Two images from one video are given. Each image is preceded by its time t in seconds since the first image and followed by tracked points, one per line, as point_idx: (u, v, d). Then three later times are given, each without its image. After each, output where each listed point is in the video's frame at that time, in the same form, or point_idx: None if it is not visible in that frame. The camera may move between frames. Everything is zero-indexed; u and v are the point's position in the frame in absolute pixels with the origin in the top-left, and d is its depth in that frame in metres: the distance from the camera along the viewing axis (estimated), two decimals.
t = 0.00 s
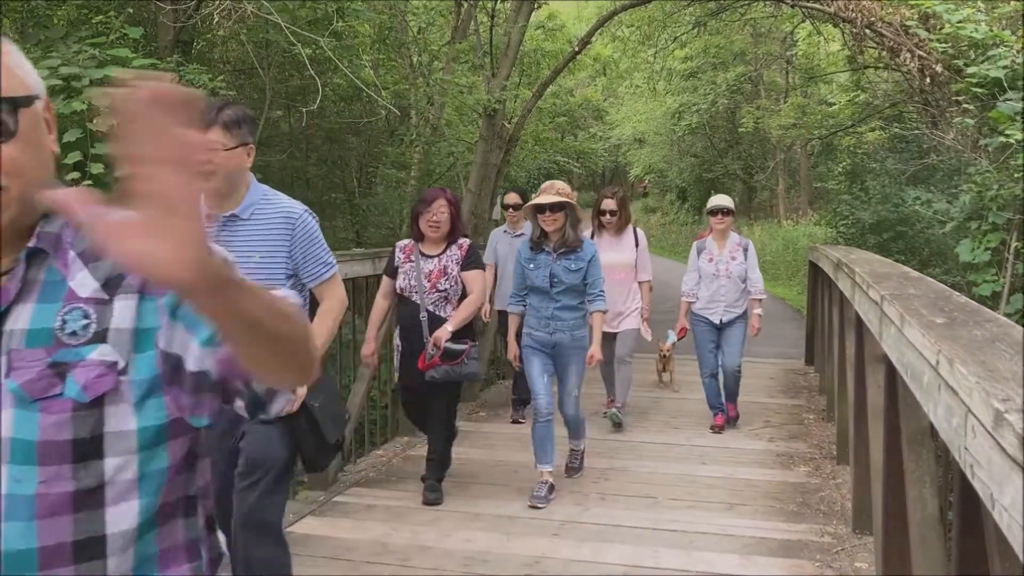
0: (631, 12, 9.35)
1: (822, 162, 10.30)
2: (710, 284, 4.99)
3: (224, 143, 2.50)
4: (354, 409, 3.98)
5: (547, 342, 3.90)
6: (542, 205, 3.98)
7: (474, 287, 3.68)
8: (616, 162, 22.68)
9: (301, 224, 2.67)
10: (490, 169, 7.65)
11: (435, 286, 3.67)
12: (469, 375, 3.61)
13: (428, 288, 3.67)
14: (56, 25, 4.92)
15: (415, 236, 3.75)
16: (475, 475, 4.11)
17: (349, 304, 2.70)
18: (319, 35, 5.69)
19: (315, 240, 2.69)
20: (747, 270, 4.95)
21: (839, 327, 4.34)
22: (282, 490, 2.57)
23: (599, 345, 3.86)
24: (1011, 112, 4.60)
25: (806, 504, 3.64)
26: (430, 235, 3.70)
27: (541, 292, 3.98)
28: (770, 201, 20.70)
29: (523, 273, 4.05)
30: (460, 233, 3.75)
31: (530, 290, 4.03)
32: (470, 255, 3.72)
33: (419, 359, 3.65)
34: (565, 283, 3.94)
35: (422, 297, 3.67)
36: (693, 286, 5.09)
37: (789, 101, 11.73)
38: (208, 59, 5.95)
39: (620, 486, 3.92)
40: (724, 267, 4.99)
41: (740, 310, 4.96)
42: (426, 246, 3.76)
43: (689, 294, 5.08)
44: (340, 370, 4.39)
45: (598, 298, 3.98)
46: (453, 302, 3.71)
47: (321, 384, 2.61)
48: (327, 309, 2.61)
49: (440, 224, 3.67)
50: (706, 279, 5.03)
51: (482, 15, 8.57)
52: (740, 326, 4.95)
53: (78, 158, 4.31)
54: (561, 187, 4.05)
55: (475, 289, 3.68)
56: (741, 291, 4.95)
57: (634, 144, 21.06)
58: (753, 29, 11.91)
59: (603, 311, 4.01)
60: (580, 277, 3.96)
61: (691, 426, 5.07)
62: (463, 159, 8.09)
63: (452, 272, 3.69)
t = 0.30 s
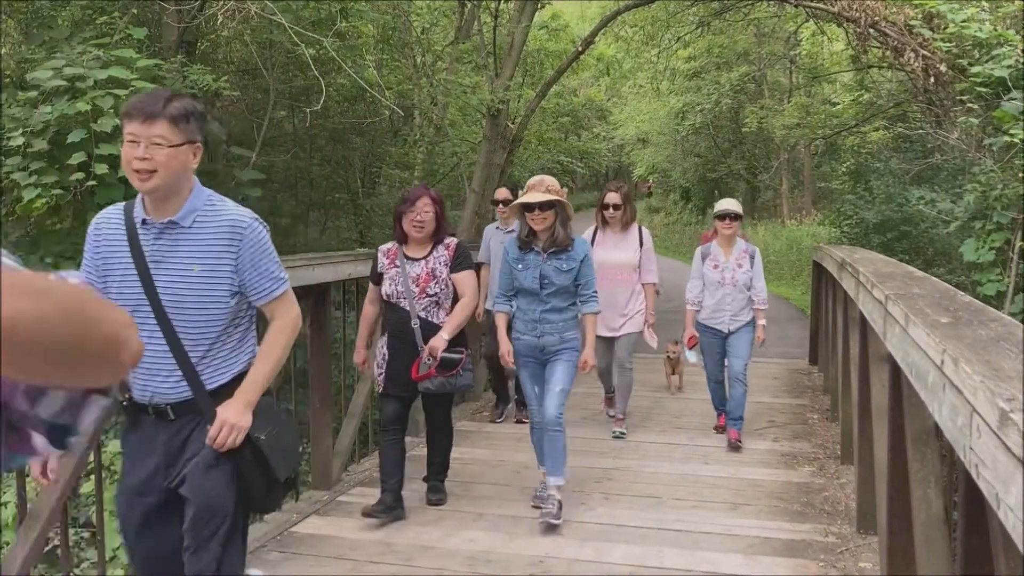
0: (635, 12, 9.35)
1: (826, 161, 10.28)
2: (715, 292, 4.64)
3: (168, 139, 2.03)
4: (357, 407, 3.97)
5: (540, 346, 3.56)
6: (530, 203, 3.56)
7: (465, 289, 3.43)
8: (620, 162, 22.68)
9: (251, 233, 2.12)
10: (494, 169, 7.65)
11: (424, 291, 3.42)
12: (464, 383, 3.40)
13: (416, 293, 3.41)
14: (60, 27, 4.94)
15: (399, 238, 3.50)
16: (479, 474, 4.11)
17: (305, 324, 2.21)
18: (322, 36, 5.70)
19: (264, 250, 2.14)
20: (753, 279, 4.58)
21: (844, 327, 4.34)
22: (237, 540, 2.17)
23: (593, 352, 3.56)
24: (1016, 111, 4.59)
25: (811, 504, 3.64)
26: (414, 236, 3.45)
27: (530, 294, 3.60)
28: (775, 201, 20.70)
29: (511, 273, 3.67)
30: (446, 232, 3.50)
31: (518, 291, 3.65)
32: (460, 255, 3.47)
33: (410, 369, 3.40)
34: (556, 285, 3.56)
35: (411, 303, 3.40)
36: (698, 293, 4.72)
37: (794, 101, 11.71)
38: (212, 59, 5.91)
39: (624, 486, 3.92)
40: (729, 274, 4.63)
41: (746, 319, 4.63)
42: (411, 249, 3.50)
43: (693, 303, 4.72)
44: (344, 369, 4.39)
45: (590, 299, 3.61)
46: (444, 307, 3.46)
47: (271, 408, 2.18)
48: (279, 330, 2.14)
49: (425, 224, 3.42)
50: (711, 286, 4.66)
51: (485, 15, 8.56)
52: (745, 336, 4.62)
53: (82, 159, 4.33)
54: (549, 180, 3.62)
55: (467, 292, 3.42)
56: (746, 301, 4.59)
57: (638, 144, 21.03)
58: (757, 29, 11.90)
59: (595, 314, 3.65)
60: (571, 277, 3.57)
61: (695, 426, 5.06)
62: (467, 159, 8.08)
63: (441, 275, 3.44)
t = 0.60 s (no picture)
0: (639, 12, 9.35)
1: (831, 161, 10.27)
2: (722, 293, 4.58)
3: (62, 135, 1.68)
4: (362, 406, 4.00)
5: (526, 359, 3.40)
6: (525, 203, 3.43)
7: (443, 293, 3.23)
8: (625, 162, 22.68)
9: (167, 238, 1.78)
10: (498, 170, 7.64)
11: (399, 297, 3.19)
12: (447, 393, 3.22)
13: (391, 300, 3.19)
14: (66, 28, 4.97)
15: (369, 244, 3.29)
16: (484, 475, 4.12)
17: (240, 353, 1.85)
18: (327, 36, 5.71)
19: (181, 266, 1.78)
20: (762, 279, 4.52)
21: (849, 328, 4.34)
22: None
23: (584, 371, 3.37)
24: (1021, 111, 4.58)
25: (816, 504, 3.64)
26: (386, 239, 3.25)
27: (520, 302, 3.48)
28: (780, 201, 20.68)
29: (502, 278, 3.55)
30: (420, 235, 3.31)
31: (510, 298, 3.52)
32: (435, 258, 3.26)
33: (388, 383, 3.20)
34: (548, 292, 3.44)
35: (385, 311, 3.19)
36: (702, 290, 4.69)
37: (798, 101, 11.70)
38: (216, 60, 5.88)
39: (628, 486, 3.92)
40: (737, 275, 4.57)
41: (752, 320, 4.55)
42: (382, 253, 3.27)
43: (698, 298, 4.67)
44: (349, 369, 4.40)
45: (585, 311, 3.49)
46: (421, 313, 3.25)
47: (206, 437, 1.91)
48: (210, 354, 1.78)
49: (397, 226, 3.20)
50: (717, 284, 4.64)
51: (489, 16, 8.57)
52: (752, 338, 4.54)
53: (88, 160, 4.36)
54: (545, 181, 3.48)
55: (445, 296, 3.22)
56: (753, 302, 4.53)
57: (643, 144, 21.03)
58: (761, 29, 11.90)
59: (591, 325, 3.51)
60: (564, 285, 3.45)
61: (700, 426, 5.05)
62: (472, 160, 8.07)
63: (415, 279, 3.22)
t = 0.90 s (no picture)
0: (644, 13, 9.34)
1: (837, 162, 10.24)
2: (723, 301, 4.19)
3: None
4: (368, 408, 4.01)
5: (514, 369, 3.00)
6: (506, 208, 2.99)
7: (420, 293, 2.88)
8: (631, 163, 22.67)
9: (49, 238, 1.59)
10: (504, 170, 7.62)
11: (371, 300, 2.90)
12: (425, 399, 2.86)
13: (363, 304, 2.90)
14: (72, 30, 4.98)
15: (343, 242, 2.98)
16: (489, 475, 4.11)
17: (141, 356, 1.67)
18: (332, 37, 5.72)
19: (70, 261, 1.60)
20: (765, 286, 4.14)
21: (855, 329, 4.33)
22: None
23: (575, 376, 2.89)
24: None
25: (822, 505, 3.63)
26: (361, 239, 2.93)
27: (506, 307, 3.05)
28: (786, 201, 20.64)
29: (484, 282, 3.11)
30: (398, 234, 2.98)
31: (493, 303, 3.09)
32: (411, 256, 2.93)
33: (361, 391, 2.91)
34: (536, 297, 2.99)
35: (356, 315, 2.89)
36: (703, 298, 4.28)
37: (804, 101, 11.67)
38: (223, 61, 5.99)
39: (634, 487, 3.92)
40: (739, 282, 4.18)
41: (756, 329, 4.19)
42: (358, 254, 2.98)
43: (698, 308, 4.27)
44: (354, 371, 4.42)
45: (576, 314, 3.00)
46: (396, 316, 2.94)
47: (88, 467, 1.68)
48: (97, 371, 1.60)
49: (372, 226, 2.91)
50: (717, 292, 4.23)
51: (494, 16, 8.56)
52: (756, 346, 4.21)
53: (93, 160, 4.36)
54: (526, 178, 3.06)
55: (422, 297, 2.88)
56: (757, 311, 4.16)
57: (648, 145, 21.00)
58: (766, 29, 11.87)
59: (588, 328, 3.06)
60: (554, 289, 3.00)
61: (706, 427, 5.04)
62: (477, 160, 8.07)
63: (390, 280, 2.91)
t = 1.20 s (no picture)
0: (650, 14, 9.34)
1: (843, 162, 10.22)
2: (719, 300, 4.09)
3: None
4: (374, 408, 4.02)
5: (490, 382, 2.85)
6: (475, 206, 2.84)
7: (398, 312, 2.63)
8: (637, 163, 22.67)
9: None
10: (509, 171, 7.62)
11: (346, 315, 2.63)
12: (392, 429, 2.62)
13: (336, 319, 2.64)
14: (79, 32, 5.01)
15: (323, 251, 2.75)
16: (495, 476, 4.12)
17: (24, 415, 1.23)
18: (338, 39, 5.73)
19: None
20: (762, 282, 4.04)
21: (861, 330, 4.32)
22: None
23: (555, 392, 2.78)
24: None
25: (828, 506, 3.63)
26: (340, 248, 2.70)
27: (479, 315, 2.89)
28: (792, 201, 20.61)
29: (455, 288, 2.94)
30: (381, 245, 2.73)
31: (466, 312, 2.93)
32: (394, 271, 2.67)
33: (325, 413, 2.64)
34: (511, 304, 2.84)
35: (328, 331, 2.64)
36: (698, 299, 4.20)
37: (810, 102, 11.65)
38: (229, 63, 6.02)
39: (640, 488, 3.92)
40: (734, 278, 4.09)
41: (755, 328, 4.06)
42: (337, 263, 2.73)
43: (692, 309, 4.19)
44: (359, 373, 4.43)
45: (555, 323, 2.88)
46: (371, 336, 2.66)
47: None
48: None
49: (353, 232, 2.68)
50: (712, 292, 4.15)
51: (500, 17, 8.57)
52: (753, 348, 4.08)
53: (100, 162, 4.38)
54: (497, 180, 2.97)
55: (400, 317, 2.62)
56: (754, 307, 4.04)
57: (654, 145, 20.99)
58: (772, 30, 11.85)
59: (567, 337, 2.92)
60: (530, 294, 2.85)
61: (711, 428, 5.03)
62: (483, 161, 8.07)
63: (368, 295, 2.65)
